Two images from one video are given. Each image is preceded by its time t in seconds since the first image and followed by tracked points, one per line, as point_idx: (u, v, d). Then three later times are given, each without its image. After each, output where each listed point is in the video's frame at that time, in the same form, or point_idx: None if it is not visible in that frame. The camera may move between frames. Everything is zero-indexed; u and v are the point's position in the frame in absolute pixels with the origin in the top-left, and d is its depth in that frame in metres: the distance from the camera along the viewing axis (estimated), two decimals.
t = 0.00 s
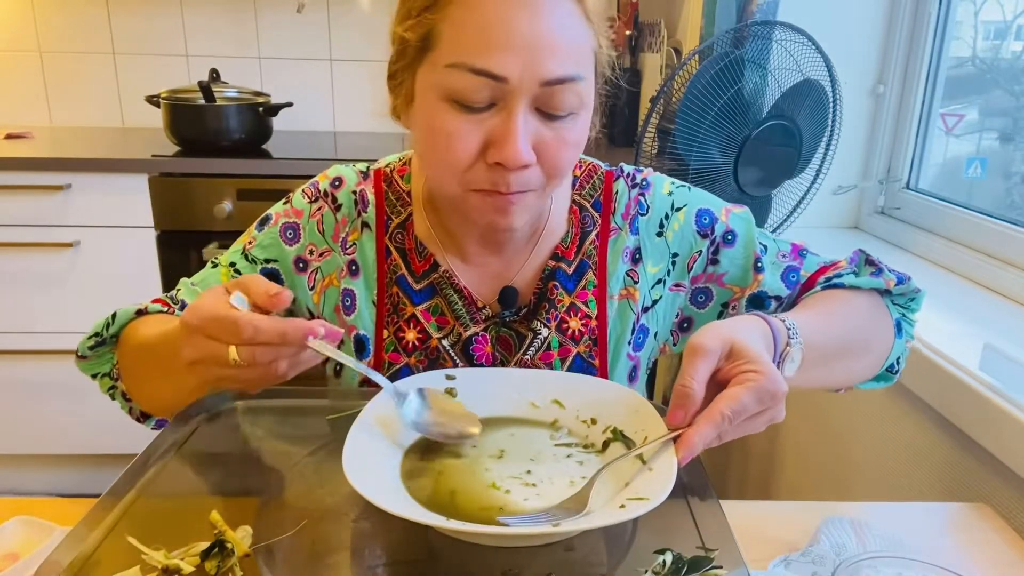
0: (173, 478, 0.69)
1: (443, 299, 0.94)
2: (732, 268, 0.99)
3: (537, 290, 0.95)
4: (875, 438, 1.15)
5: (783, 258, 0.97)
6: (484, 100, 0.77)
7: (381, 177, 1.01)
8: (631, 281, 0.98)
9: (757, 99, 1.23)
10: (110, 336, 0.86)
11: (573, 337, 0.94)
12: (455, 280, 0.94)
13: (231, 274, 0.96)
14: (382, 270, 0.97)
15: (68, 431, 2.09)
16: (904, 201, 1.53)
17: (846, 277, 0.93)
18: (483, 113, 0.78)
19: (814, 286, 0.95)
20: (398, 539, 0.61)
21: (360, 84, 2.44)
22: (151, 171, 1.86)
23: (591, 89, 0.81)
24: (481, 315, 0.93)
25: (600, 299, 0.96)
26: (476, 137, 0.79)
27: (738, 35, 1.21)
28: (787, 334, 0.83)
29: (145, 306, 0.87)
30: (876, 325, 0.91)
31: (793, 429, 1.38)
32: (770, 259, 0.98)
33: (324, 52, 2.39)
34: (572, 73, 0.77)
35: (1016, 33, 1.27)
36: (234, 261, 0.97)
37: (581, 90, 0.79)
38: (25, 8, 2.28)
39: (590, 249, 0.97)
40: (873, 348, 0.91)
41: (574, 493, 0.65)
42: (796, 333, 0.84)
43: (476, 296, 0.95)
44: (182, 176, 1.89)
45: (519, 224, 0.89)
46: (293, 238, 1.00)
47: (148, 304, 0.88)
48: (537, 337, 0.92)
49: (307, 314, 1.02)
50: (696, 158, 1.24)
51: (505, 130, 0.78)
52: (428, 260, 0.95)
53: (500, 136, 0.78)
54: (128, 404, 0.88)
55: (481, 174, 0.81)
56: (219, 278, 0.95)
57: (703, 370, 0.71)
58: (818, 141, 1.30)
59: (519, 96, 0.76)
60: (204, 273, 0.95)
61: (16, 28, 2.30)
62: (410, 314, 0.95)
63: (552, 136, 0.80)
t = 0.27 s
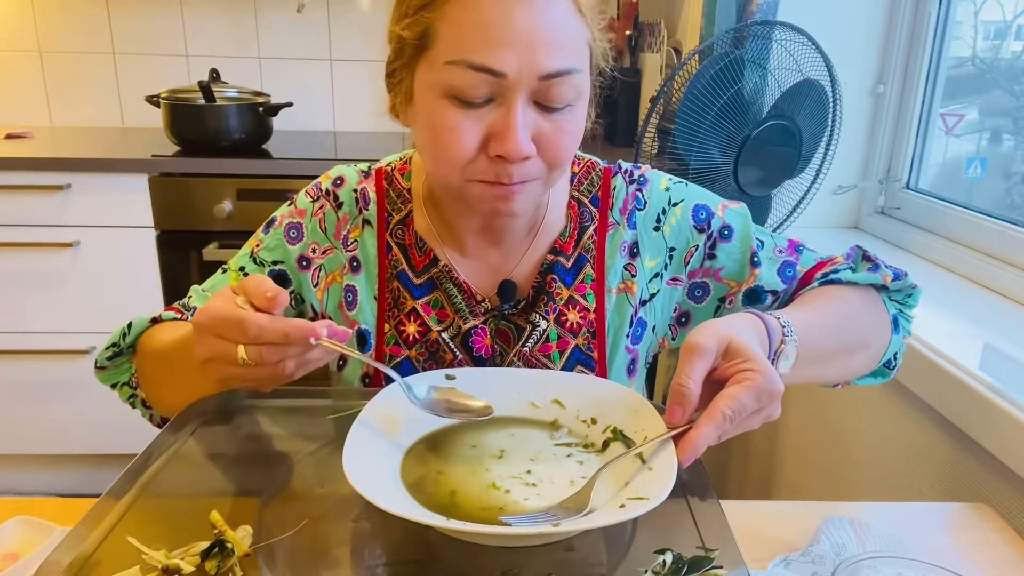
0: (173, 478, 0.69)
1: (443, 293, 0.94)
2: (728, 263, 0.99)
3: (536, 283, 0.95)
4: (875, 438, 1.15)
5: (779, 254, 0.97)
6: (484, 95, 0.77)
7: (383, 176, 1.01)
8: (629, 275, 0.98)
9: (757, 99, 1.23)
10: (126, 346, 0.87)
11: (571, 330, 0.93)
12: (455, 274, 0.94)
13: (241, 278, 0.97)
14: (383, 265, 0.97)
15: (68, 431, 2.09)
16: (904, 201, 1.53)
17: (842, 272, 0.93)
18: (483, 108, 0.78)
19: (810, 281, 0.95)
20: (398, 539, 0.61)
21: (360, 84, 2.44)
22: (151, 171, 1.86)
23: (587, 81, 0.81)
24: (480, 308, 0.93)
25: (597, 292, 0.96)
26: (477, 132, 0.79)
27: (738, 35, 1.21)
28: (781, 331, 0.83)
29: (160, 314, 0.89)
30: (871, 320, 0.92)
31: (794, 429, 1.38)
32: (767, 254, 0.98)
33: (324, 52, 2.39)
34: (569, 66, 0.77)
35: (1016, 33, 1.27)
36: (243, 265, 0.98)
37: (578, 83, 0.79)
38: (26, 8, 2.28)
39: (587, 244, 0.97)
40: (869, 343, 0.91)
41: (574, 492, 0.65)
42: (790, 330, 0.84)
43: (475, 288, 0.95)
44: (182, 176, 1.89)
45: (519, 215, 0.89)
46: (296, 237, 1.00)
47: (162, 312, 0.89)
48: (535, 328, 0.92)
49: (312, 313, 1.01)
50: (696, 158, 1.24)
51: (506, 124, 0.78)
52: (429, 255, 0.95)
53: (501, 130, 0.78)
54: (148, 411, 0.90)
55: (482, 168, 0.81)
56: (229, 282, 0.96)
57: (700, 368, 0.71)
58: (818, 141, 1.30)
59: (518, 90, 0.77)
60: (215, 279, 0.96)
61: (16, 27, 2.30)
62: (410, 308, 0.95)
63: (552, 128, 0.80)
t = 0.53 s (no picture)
0: (173, 478, 0.69)
1: (441, 286, 0.94)
2: (724, 261, 0.99)
3: (533, 277, 0.95)
4: (875, 438, 1.15)
5: (775, 252, 0.98)
6: (488, 104, 0.77)
7: (384, 172, 1.01)
8: (626, 270, 0.98)
9: (757, 99, 1.23)
10: (136, 346, 0.87)
11: (568, 322, 0.93)
12: (454, 267, 0.94)
13: (246, 275, 0.97)
14: (382, 259, 0.97)
15: (68, 431, 2.10)
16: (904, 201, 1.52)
17: (837, 271, 0.94)
18: (487, 116, 0.78)
19: (805, 280, 0.95)
20: (398, 539, 0.61)
21: (360, 84, 2.44)
22: (151, 171, 1.86)
23: (587, 85, 0.81)
24: (478, 300, 0.93)
25: (595, 286, 0.96)
26: (482, 140, 0.79)
27: (738, 35, 1.21)
28: (776, 332, 0.83)
29: (168, 314, 0.88)
30: (864, 319, 0.92)
31: (794, 429, 1.38)
32: (762, 252, 0.98)
33: (324, 52, 2.39)
34: (570, 73, 0.77)
35: (1016, 33, 1.27)
36: (248, 263, 0.98)
37: (579, 89, 0.79)
38: (26, 8, 2.28)
39: (585, 239, 0.97)
40: (863, 342, 0.91)
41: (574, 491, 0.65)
42: (785, 329, 0.84)
43: (474, 281, 0.94)
44: (182, 176, 1.89)
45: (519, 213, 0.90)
46: (298, 233, 1.00)
47: (171, 311, 0.89)
48: (532, 321, 0.92)
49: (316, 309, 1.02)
50: (696, 158, 1.24)
51: (510, 132, 0.78)
52: (428, 248, 0.95)
53: (505, 138, 0.78)
54: (159, 407, 0.91)
55: (487, 174, 0.81)
56: (234, 280, 0.96)
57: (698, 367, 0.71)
58: (818, 141, 1.30)
59: (522, 99, 0.77)
60: (220, 277, 0.96)
61: (16, 27, 2.30)
62: (409, 300, 0.95)
63: (554, 134, 0.80)
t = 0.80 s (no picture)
0: (173, 478, 0.69)
1: (445, 282, 0.95)
2: (724, 259, 1.00)
3: (536, 273, 0.95)
4: (875, 437, 1.15)
5: (773, 252, 0.98)
6: (494, 97, 0.77)
7: (388, 170, 1.01)
8: (627, 267, 0.98)
9: (757, 99, 1.23)
10: (147, 348, 0.89)
11: (570, 318, 0.93)
12: (457, 263, 0.94)
13: (253, 276, 0.98)
14: (386, 255, 0.97)
15: (69, 431, 2.10)
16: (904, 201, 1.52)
17: (835, 271, 0.94)
18: (494, 109, 0.78)
19: (803, 280, 0.95)
20: (398, 539, 0.61)
21: (360, 84, 2.44)
22: (152, 171, 1.86)
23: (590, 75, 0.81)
24: (481, 296, 0.93)
25: (596, 283, 0.96)
26: (490, 135, 0.79)
27: (738, 35, 1.21)
28: (779, 325, 0.83)
29: (178, 316, 0.90)
30: (861, 316, 0.92)
31: (794, 429, 1.38)
32: (761, 252, 0.98)
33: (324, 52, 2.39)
34: (573, 63, 0.77)
35: (1016, 33, 1.27)
36: (255, 263, 0.99)
37: (583, 78, 0.79)
38: (26, 8, 2.28)
39: (588, 237, 0.97)
40: (858, 339, 0.91)
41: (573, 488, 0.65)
42: (788, 324, 0.84)
43: (477, 278, 0.95)
44: (182, 176, 1.89)
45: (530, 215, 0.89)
46: (302, 231, 1.01)
47: (180, 313, 0.91)
48: (535, 316, 0.92)
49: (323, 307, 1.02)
50: (696, 158, 1.24)
51: (519, 125, 0.78)
52: (432, 245, 0.95)
53: (515, 131, 0.78)
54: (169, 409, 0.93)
55: (498, 170, 0.81)
56: (242, 282, 0.98)
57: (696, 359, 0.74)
58: (818, 141, 1.30)
59: (528, 91, 0.77)
60: (228, 278, 0.97)
61: (16, 27, 2.30)
62: (413, 296, 0.95)
63: (563, 127, 0.80)
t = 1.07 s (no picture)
0: (173, 478, 0.69)
1: (452, 283, 0.94)
2: (731, 264, 1.00)
3: (544, 275, 0.95)
4: (875, 437, 1.15)
5: (779, 257, 0.98)
6: (497, 72, 0.79)
7: (393, 171, 1.02)
8: (635, 270, 0.98)
9: (757, 99, 1.23)
10: (160, 358, 0.90)
11: (577, 320, 0.94)
12: (465, 265, 0.94)
13: (262, 283, 0.99)
14: (392, 256, 0.97)
15: (69, 431, 2.10)
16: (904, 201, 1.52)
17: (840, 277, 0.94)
18: (497, 85, 0.80)
19: (808, 285, 0.95)
20: (398, 539, 0.61)
21: (360, 85, 2.44)
22: (152, 171, 1.86)
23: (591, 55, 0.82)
24: (488, 297, 0.93)
25: (604, 285, 0.96)
26: (493, 111, 0.79)
27: (738, 35, 1.21)
28: (788, 328, 0.83)
29: (189, 327, 0.90)
30: (864, 320, 0.92)
31: (794, 429, 1.38)
32: (767, 257, 0.98)
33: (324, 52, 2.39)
34: (574, 38, 0.79)
35: (1016, 33, 1.27)
36: (263, 269, 1.00)
37: (585, 56, 0.81)
38: (26, 8, 2.28)
39: (595, 239, 0.97)
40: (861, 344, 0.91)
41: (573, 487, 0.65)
42: (797, 327, 0.84)
43: (484, 279, 0.95)
44: (182, 176, 1.89)
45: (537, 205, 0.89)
46: (308, 235, 1.02)
47: (191, 323, 0.91)
48: (543, 318, 0.93)
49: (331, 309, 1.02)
50: (696, 158, 1.24)
51: (521, 99, 0.79)
52: (439, 246, 0.95)
53: (517, 106, 0.79)
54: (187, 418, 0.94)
55: (502, 150, 0.81)
56: (251, 288, 0.98)
57: (699, 355, 0.74)
58: (818, 141, 1.30)
59: (531, 66, 0.78)
60: (236, 286, 0.98)
61: (16, 27, 2.30)
62: (420, 297, 0.95)
63: (567, 105, 0.80)
